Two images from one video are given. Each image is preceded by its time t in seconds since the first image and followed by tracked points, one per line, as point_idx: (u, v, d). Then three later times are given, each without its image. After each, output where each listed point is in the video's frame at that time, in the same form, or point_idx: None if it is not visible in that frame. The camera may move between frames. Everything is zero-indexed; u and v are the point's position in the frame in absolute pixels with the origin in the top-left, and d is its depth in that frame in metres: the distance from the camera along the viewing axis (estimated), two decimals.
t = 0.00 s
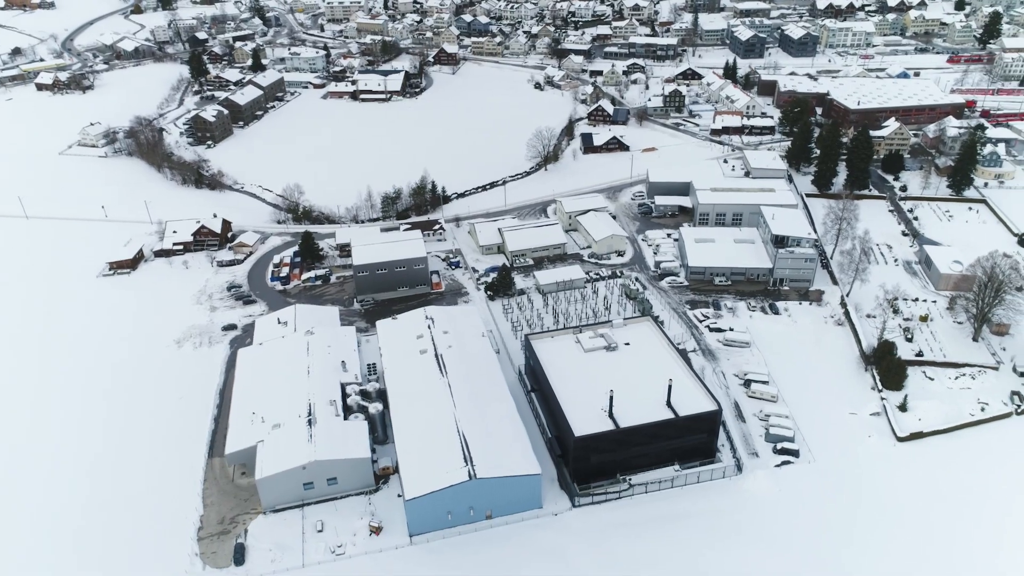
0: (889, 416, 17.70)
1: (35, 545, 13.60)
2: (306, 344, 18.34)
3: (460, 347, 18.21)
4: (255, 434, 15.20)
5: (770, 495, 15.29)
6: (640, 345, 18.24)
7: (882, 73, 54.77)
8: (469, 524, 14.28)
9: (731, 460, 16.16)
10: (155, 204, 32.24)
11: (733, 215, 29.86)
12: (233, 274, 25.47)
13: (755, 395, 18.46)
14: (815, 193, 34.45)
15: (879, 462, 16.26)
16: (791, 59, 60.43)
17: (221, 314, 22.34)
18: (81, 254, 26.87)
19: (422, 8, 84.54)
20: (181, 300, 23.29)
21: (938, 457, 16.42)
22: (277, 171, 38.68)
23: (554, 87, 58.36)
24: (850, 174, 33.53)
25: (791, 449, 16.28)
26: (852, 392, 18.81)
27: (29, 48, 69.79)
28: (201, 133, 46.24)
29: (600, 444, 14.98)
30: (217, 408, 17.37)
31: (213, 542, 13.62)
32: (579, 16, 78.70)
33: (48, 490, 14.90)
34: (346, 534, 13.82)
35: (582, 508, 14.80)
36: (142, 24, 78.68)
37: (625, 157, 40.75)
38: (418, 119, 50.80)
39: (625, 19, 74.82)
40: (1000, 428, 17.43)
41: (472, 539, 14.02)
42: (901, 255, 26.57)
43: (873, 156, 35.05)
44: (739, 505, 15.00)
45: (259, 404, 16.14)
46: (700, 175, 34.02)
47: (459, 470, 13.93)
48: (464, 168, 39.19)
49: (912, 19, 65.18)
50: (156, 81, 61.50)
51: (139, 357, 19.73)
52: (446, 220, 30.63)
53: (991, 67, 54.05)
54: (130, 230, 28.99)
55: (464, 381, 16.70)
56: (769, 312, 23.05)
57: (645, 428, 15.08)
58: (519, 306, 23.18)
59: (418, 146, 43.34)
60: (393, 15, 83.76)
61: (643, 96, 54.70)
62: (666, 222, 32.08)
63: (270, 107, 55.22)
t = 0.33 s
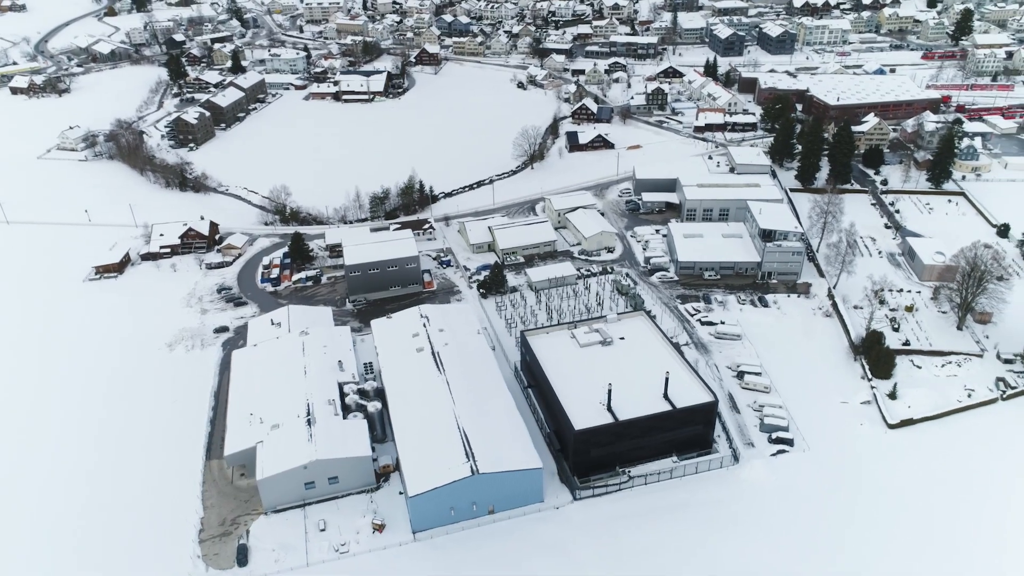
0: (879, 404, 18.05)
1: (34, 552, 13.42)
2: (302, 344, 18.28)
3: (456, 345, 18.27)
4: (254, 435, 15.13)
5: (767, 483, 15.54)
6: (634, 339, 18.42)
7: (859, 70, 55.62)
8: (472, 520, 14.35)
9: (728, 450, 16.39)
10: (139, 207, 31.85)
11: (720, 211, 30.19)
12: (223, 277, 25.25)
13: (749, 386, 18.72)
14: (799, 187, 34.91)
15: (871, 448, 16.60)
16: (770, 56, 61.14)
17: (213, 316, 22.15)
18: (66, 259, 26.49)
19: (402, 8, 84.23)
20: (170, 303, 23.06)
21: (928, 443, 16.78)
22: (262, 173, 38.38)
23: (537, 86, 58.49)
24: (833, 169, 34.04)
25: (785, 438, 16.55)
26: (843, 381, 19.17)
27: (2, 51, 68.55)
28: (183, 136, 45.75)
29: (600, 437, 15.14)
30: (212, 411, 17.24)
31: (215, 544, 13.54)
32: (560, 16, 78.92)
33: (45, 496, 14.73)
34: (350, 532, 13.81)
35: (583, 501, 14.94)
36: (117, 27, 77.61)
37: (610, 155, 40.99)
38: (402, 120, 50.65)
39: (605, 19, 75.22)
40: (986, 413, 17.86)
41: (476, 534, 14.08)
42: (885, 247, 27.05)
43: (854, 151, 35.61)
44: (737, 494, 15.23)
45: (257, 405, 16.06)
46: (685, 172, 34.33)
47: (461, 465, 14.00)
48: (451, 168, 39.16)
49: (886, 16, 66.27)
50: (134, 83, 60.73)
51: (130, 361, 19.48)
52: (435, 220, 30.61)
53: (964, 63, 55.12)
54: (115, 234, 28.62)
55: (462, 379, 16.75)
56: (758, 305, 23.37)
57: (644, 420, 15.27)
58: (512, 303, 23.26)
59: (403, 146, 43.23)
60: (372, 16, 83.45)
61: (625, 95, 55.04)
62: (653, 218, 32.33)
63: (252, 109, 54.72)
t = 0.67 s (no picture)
0: (870, 393, 18.39)
1: (32, 559, 13.25)
2: (297, 345, 18.19)
3: (453, 343, 18.31)
4: (253, 436, 15.05)
5: (763, 472, 15.79)
6: (630, 333, 18.58)
7: (837, 67, 56.42)
8: (474, 515, 14.41)
9: (725, 441, 16.61)
10: (124, 210, 31.45)
11: (708, 206, 30.49)
12: (213, 279, 25.04)
13: (742, 378, 18.96)
14: (783, 183, 35.34)
15: (866, 438, 16.85)
16: (750, 54, 61.80)
17: (204, 318, 21.98)
18: (51, 264, 26.10)
19: (382, 9, 83.90)
20: (160, 307, 22.83)
21: (918, 429, 17.13)
22: (248, 175, 38.07)
23: (520, 86, 58.59)
24: (817, 163, 34.51)
25: (780, 428, 16.80)
26: (834, 372, 19.48)
27: None
28: (165, 138, 45.22)
29: (599, 431, 15.28)
30: (208, 413, 17.13)
31: (217, 546, 13.45)
32: (541, 15, 79.07)
33: (41, 502, 14.53)
34: (353, 530, 13.82)
35: (583, 494, 15.08)
36: (92, 29, 76.45)
37: (596, 153, 41.18)
38: (387, 121, 50.49)
39: (586, 18, 75.53)
40: (973, 399, 18.27)
41: (479, 529, 14.15)
42: (870, 240, 27.49)
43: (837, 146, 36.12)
44: (735, 483, 15.46)
45: (255, 405, 15.98)
46: (672, 168, 34.59)
47: (463, 461, 14.05)
48: (438, 167, 39.10)
49: (862, 15, 67.32)
50: (113, 86, 59.91)
51: (122, 365, 19.27)
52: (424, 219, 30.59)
53: (939, 60, 56.13)
54: (100, 238, 28.24)
55: (460, 376, 16.79)
56: (748, 298, 23.65)
57: (642, 413, 15.44)
58: (505, 300, 23.33)
59: (389, 146, 43.09)
60: (352, 17, 83.06)
61: (609, 93, 55.33)
62: (642, 215, 32.57)
63: (234, 110, 54.22)
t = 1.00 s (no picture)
0: (861, 382, 18.74)
1: (32, 566, 13.08)
2: (293, 345, 18.12)
3: (450, 341, 18.36)
4: (252, 437, 14.99)
5: (760, 461, 16.03)
6: (625, 328, 18.74)
7: (816, 64, 57.22)
8: (478, 511, 14.48)
9: (721, 433, 16.84)
10: (108, 214, 31.04)
11: (696, 203, 30.79)
12: (203, 281, 24.83)
13: (736, 370, 19.22)
14: (768, 178, 35.78)
15: (860, 429, 17.09)
16: (730, 53, 62.45)
17: (196, 321, 21.80)
18: (36, 269, 25.72)
19: (362, 10, 83.56)
20: (150, 310, 22.63)
21: (909, 417, 17.48)
22: (233, 178, 37.72)
23: (504, 86, 58.68)
24: (800, 159, 34.99)
25: (775, 418, 17.05)
26: (825, 363, 19.81)
27: None
28: (147, 141, 44.67)
29: (599, 425, 15.43)
30: (205, 416, 17.01)
31: (220, 547, 13.40)
32: (522, 16, 79.22)
33: (40, 507, 14.42)
34: (357, 529, 13.83)
35: (584, 487, 15.23)
36: (66, 32, 75.23)
37: (582, 151, 41.38)
38: (371, 121, 50.29)
39: (567, 18, 75.84)
40: (960, 386, 18.68)
41: (483, 525, 14.23)
42: (855, 234, 27.95)
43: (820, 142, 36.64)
44: (733, 473, 15.69)
45: (253, 407, 15.90)
46: (659, 166, 34.89)
47: (466, 458, 14.11)
48: (425, 168, 39.04)
49: (838, 13, 68.32)
50: (91, 90, 59.04)
51: (116, 369, 19.11)
52: (414, 219, 30.57)
53: (915, 57, 57.09)
54: (86, 242, 27.88)
55: (459, 374, 16.84)
56: (738, 293, 23.95)
57: (641, 407, 15.61)
58: (498, 298, 23.42)
59: (374, 147, 42.92)
60: (332, 18, 82.58)
61: (592, 92, 55.63)
62: (630, 212, 32.81)
63: (216, 113, 53.72)
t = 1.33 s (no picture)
0: (851, 371, 19.10)
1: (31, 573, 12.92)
2: (289, 346, 18.06)
3: (446, 339, 18.38)
4: (252, 438, 14.92)
5: (756, 450, 16.28)
6: (620, 323, 18.88)
7: (794, 62, 57.98)
8: (480, 506, 14.57)
9: (717, 424, 17.05)
10: (92, 218, 30.59)
11: (683, 199, 31.07)
12: (192, 284, 24.60)
13: (729, 362, 19.46)
14: (752, 174, 36.20)
15: (855, 424, 17.18)
16: (710, 51, 63.06)
17: (187, 324, 21.60)
18: (21, 275, 25.32)
19: (341, 11, 83.11)
20: (140, 314, 22.37)
21: (900, 405, 17.83)
22: (217, 180, 37.35)
23: (487, 85, 58.69)
24: (783, 155, 35.45)
25: (770, 408, 17.29)
26: (816, 353, 20.15)
27: None
28: (127, 144, 44.04)
29: (598, 418, 15.56)
30: (202, 419, 16.90)
31: (223, 549, 13.34)
32: (502, 15, 79.30)
33: (38, 513, 14.24)
34: (361, 527, 13.84)
35: (585, 481, 15.36)
36: (38, 34, 73.90)
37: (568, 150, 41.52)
38: (355, 122, 50.02)
39: (547, 17, 76.05)
40: (947, 373, 19.12)
41: (486, 520, 14.30)
42: (840, 227, 28.38)
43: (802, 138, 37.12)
44: (730, 462, 15.93)
45: (252, 408, 15.83)
46: (645, 162, 35.14)
47: (468, 454, 14.18)
48: (411, 168, 38.93)
49: (814, 11, 69.21)
50: (67, 93, 58.07)
51: (108, 373, 18.91)
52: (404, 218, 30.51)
53: (890, 53, 58.00)
54: (70, 247, 27.47)
55: (457, 371, 16.87)
56: (728, 286, 24.24)
57: (639, 400, 15.77)
58: (491, 296, 23.47)
59: (360, 148, 42.72)
60: (310, 19, 81.94)
61: (575, 91, 55.87)
62: (618, 209, 33.02)
63: (197, 115, 53.12)
